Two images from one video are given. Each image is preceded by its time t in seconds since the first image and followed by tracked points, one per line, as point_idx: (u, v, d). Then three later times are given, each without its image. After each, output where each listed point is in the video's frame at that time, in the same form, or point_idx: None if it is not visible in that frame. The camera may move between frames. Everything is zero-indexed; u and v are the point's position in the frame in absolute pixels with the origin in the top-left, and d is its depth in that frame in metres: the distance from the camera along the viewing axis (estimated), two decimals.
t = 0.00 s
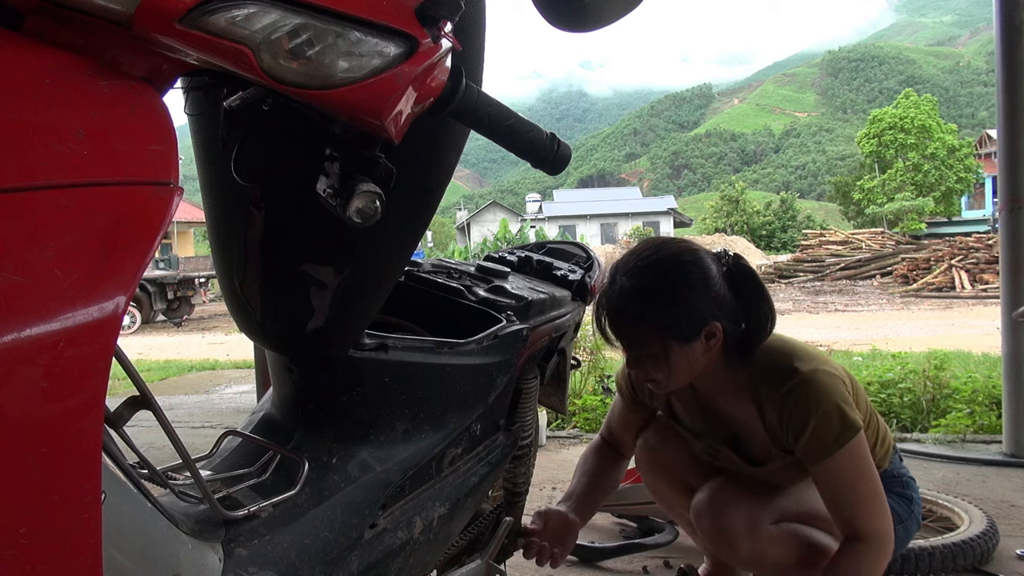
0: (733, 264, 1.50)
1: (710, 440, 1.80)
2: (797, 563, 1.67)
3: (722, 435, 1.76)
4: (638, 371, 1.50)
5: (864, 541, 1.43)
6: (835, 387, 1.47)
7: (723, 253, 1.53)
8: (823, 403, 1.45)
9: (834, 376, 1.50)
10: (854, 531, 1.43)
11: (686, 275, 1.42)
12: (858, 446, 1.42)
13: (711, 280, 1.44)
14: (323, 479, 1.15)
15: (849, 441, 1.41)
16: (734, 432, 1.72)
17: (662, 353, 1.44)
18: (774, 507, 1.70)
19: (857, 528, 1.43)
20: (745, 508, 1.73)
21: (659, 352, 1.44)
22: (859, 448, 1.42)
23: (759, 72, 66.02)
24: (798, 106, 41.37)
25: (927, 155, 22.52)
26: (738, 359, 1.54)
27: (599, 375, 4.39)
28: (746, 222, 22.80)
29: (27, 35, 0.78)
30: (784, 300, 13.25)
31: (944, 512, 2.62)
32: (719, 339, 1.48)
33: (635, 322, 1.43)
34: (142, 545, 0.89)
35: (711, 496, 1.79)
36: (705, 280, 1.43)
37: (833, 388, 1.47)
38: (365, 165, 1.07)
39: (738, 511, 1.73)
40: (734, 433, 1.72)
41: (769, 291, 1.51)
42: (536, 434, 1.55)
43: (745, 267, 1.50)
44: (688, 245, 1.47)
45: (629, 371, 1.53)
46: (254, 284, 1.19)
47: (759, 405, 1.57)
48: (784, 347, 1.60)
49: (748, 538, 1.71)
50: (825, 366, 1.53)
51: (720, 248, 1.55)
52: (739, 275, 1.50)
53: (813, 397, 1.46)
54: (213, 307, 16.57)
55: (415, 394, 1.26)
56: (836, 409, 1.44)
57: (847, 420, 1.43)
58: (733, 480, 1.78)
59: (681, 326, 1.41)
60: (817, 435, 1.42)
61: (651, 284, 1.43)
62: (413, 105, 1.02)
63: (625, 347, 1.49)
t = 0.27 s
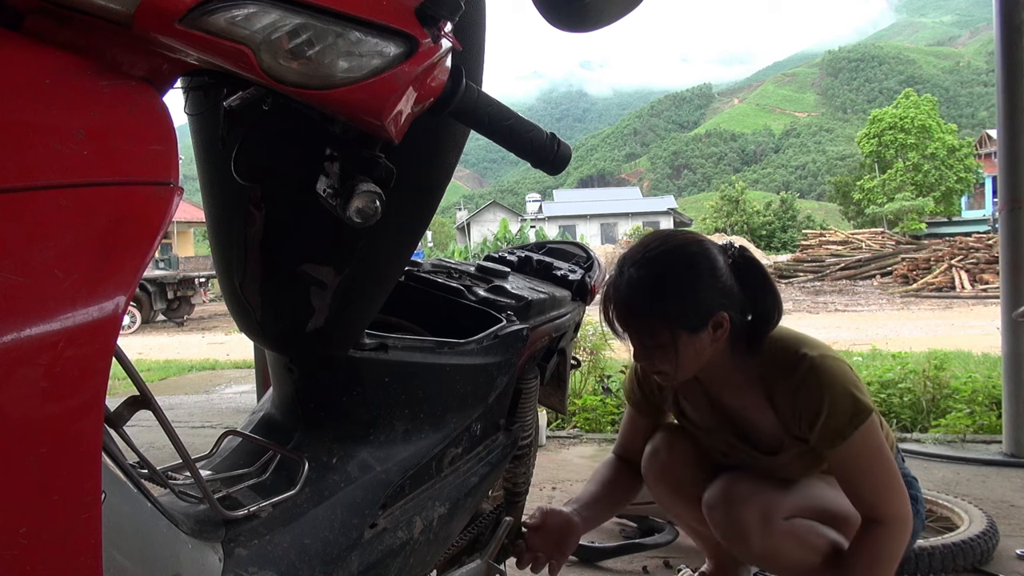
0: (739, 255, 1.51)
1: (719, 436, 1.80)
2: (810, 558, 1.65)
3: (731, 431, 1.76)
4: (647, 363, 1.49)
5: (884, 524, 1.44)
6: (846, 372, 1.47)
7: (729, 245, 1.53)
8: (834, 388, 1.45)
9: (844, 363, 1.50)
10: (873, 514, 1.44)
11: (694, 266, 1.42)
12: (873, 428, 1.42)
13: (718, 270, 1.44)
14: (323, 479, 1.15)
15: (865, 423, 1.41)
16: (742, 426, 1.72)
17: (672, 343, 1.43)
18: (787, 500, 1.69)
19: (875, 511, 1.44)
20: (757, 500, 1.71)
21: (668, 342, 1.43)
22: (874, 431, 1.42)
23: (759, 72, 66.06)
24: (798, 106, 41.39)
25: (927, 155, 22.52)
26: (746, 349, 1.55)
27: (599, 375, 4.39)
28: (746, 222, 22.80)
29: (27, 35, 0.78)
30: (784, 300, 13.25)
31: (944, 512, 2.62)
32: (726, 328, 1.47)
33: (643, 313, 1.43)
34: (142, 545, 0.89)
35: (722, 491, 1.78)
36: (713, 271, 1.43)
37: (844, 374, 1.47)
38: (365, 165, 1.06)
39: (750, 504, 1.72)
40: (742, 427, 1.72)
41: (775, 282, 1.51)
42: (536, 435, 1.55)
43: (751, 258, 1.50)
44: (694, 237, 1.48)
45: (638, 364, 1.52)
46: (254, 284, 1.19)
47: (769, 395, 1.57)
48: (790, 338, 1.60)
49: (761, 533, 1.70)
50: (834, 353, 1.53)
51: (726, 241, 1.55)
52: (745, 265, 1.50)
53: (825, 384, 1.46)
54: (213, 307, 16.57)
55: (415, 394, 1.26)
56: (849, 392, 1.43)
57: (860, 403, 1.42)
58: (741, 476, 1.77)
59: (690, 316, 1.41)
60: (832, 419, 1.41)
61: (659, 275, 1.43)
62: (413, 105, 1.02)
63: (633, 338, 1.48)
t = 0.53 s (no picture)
0: (742, 259, 1.51)
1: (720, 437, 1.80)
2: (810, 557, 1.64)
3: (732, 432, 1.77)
4: (650, 367, 1.49)
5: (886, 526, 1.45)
6: (848, 376, 1.47)
7: (732, 248, 1.54)
8: (835, 391, 1.45)
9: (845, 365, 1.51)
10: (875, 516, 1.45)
11: (698, 270, 1.43)
12: (875, 431, 1.43)
13: (721, 274, 1.44)
14: (323, 479, 1.16)
15: (865, 427, 1.42)
16: (743, 428, 1.72)
17: (675, 347, 1.43)
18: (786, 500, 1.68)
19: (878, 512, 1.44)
20: (756, 498, 1.71)
21: (672, 346, 1.43)
22: (876, 434, 1.43)
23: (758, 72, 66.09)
24: (797, 106, 41.41)
25: (926, 155, 22.52)
26: (749, 352, 1.55)
27: (599, 375, 4.39)
28: (746, 222, 22.81)
29: (28, 34, 0.77)
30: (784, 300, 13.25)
31: (944, 512, 2.62)
32: (731, 333, 1.47)
33: (646, 317, 1.43)
34: (142, 546, 0.89)
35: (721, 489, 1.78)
36: (715, 275, 1.43)
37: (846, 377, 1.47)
38: (365, 165, 1.06)
39: (748, 502, 1.72)
40: (743, 428, 1.72)
41: (777, 285, 1.52)
42: (535, 434, 1.55)
43: (754, 261, 1.51)
44: (698, 240, 1.48)
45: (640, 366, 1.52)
46: (254, 284, 1.19)
47: (771, 397, 1.57)
48: (792, 340, 1.61)
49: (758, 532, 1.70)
50: (836, 356, 1.53)
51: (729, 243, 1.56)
52: (748, 269, 1.51)
53: (828, 386, 1.46)
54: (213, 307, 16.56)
55: (415, 394, 1.26)
56: (851, 396, 1.44)
57: (861, 406, 1.43)
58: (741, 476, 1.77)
59: (694, 319, 1.41)
60: (833, 423, 1.42)
61: (663, 280, 1.43)
62: (413, 105, 1.02)
63: (635, 342, 1.47)
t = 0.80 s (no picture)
0: (740, 260, 1.51)
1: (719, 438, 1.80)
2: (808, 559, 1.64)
3: (730, 433, 1.77)
4: (649, 369, 1.49)
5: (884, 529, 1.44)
6: (845, 378, 1.48)
7: (731, 250, 1.54)
8: (833, 394, 1.45)
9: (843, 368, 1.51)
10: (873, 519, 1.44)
11: (697, 273, 1.43)
12: (873, 434, 1.43)
13: (720, 277, 1.44)
14: (323, 479, 1.15)
15: (862, 429, 1.42)
16: (742, 429, 1.72)
17: (674, 350, 1.43)
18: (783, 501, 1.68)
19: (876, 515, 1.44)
20: (755, 499, 1.71)
21: (670, 349, 1.43)
22: (873, 437, 1.43)
23: (758, 73, 66.10)
24: (797, 106, 41.43)
25: (926, 155, 22.53)
26: (748, 354, 1.54)
27: (599, 375, 4.39)
28: (746, 222, 22.79)
29: (27, 34, 0.77)
30: (784, 300, 13.25)
31: (944, 512, 2.62)
32: (729, 335, 1.47)
33: (645, 319, 1.43)
34: (142, 545, 0.89)
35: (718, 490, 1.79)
36: (714, 277, 1.43)
37: (844, 380, 1.47)
38: (365, 165, 1.06)
39: (746, 504, 1.71)
40: (741, 430, 1.72)
41: (776, 287, 1.52)
42: (535, 434, 1.55)
43: (752, 263, 1.51)
44: (696, 243, 1.48)
45: (639, 368, 1.52)
46: (254, 284, 1.19)
47: (769, 399, 1.57)
48: (790, 342, 1.61)
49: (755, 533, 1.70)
50: (834, 358, 1.53)
51: (728, 245, 1.56)
52: (746, 271, 1.50)
53: (825, 389, 1.46)
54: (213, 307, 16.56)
55: (415, 394, 1.26)
56: (849, 398, 1.44)
57: (859, 409, 1.43)
58: (739, 477, 1.77)
59: (692, 322, 1.41)
60: (831, 425, 1.42)
61: (661, 281, 1.43)
62: (413, 105, 1.02)
63: (634, 344, 1.48)
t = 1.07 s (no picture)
0: (739, 263, 1.50)
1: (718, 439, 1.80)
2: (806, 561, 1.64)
3: (729, 434, 1.77)
4: (648, 372, 1.49)
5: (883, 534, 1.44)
6: (844, 382, 1.48)
7: (730, 252, 1.53)
8: (831, 398, 1.45)
9: (841, 371, 1.51)
10: (872, 523, 1.44)
11: (695, 277, 1.42)
12: (870, 438, 1.43)
13: (719, 281, 1.44)
14: (323, 479, 1.16)
15: (860, 433, 1.42)
16: (742, 431, 1.72)
17: (672, 354, 1.43)
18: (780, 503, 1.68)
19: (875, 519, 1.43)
20: (754, 501, 1.70)
21: (669, 353, 1.43)
22: (871, 441, 1.43)
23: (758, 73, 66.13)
24: (797, 106, 41.44)
25: (926, 155, 22.52)
26: (746, 357, 1.54)
27: (600, 375, 4.39)
28: (746, 222, 22.77)
29: (28, 34, 0.77)
30: (784, 300, 13.24)
31: (944, 512, 2.62)
32: (728, 339, 1.47)
33: (643, 323, 1.43)
34: (142, 545, 0.89)
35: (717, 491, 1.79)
36: (712, 281, 1.43)
37: (842, 384, 1.47)
38: (365, 165, 1.06)
39: (744, 505, 1.71)
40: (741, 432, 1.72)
41: (774, 289, 1.51)
42: (535, 435, 1.55)
43: (751, 266, 1.50)
44: (695, 246, 1.48)
45: (638, 370, 1.52)
46: (254, 285, 1.19)
47: (767, 402, 1.57)
48: (790, 344, 1.61)
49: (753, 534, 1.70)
50: (834, 362, 1.53)
51: (727, 248, 1.55)
52: (744, 273, 1.50)
53: (824, 392, 1.46)
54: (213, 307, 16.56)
55: (415, 394, 1.26)
56: (847, 402, 1.44)
57: (856, 413, 1.43)
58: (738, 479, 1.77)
59: (690, 326, 1.41)
60: (829, 429, 1.43)
61: (659, 286, 1.43)
62: (413, 105, 1.02)
63: (633, 347, 1.48)
